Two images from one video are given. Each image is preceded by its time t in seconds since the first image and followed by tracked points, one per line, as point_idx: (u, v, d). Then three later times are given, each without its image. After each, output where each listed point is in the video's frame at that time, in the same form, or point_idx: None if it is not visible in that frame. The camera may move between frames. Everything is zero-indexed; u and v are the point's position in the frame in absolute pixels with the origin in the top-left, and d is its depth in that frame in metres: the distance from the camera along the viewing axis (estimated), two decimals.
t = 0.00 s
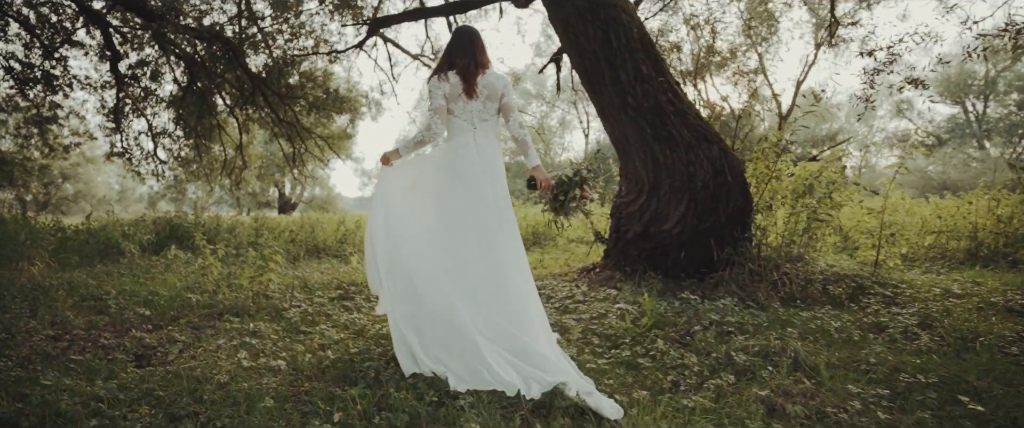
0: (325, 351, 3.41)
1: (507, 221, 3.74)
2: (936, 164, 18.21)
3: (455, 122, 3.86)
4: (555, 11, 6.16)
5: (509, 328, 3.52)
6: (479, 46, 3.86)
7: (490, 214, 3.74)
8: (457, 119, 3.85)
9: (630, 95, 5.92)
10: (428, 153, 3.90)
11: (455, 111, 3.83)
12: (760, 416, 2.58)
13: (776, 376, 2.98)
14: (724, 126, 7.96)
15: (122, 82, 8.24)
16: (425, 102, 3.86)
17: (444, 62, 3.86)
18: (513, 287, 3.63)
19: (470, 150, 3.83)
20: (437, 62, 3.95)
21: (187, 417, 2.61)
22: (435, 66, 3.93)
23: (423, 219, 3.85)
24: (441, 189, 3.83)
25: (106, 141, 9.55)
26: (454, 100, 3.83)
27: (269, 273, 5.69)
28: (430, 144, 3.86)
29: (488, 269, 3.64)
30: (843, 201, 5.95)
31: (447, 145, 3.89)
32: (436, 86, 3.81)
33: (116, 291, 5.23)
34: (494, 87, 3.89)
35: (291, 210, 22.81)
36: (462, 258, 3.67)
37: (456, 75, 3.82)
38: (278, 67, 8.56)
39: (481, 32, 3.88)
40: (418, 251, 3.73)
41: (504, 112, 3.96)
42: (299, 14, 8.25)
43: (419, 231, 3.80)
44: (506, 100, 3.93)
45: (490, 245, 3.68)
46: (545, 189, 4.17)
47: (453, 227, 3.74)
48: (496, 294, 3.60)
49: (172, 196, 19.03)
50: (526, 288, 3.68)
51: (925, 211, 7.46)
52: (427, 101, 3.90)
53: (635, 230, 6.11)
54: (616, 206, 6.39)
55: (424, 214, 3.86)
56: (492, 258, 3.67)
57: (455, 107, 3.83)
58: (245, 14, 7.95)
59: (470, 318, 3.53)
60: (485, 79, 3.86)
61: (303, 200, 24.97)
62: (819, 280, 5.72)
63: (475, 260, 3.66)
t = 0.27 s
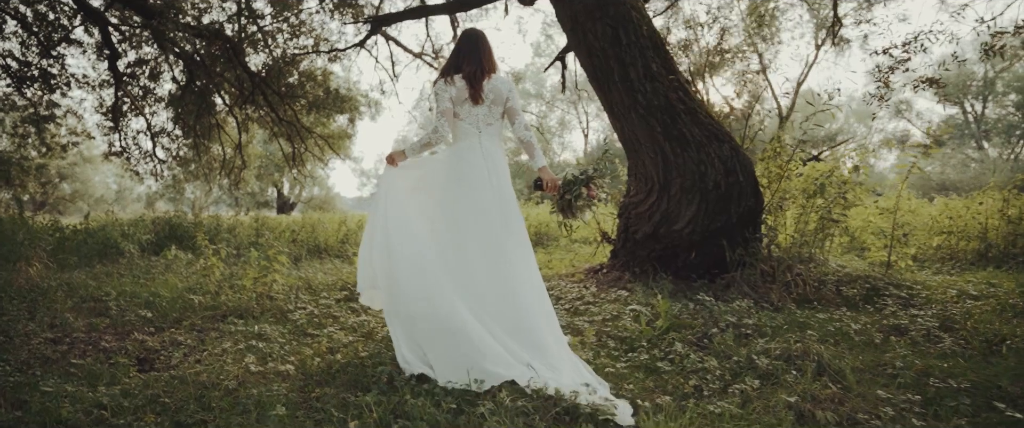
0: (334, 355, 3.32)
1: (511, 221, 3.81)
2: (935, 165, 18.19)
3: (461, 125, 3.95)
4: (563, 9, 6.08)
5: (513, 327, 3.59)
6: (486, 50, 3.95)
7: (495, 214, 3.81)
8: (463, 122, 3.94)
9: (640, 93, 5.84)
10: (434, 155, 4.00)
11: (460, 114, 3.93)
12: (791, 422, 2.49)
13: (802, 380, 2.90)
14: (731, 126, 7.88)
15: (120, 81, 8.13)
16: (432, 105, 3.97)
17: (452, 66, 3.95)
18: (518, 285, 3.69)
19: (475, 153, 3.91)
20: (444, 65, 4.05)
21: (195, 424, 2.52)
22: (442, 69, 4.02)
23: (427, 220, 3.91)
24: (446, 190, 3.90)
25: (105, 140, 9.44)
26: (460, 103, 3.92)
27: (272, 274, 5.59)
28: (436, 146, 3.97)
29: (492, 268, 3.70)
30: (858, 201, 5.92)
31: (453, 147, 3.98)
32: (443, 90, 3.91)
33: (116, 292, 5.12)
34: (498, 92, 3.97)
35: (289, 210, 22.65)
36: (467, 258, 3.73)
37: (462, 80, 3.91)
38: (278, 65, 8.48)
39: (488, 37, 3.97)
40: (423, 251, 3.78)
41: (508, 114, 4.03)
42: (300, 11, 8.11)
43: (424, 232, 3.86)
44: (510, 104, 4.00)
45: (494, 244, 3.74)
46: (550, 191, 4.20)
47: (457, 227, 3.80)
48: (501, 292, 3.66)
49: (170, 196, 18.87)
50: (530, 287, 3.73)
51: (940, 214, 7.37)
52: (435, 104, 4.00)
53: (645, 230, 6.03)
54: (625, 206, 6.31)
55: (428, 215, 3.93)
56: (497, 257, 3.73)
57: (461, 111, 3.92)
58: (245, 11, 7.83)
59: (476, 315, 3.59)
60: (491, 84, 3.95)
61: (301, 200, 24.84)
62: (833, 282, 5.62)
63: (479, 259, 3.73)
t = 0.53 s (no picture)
0: (340, 362, 3.21)
1: (513, 220, 3.74)
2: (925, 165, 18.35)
3: (460, 127, 3.91)
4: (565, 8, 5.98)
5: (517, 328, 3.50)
6: (486, 52, 3.93)
7: (496, 214, 3.74)
8: (462, 124, 3.90)
9: (644, 93, 5.76)
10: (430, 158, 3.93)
11: (460, 116, 3.89)
12: None
13: (823, 385, 2.83)
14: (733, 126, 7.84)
15: (110, 79, 7.94)
16: (431, 108, 3.93)
17: (451, 68, 3.93)
18: (520, 286, 3.61)
19: (475, 154, 3.86)
20: (443, 68, 4.02)
21: None
22: (442, 71, 3.99)
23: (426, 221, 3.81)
24: (445, 191, 3.81)
25: (94, 139, 9.23)
26: (459, 105, 3.89)
27: (270, 276, 5.46)
28: (435, 149, 3.92)
29: (494, 269, 3.61)
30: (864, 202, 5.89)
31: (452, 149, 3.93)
32: (443, 92, 3.87)
33: (107, 295, 4.97)
34: (498, 94, 3.93)
35: (281, 210, 22.40)
36: (467, 260, 3.63)
37: (462, 82, 3.88)
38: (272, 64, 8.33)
39: (488, 39, 3.95)
40: (422, 253, 3.68)
41: (508, 117, 4.00)
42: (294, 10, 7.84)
43: (423, 233, 3.76)
44: (510, 108, 3.98)
45: (495, 244, 3.66)
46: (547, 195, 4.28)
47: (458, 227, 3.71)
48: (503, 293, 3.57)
49: (159, 196, 18.58)
50: (532, 288, 3.66)
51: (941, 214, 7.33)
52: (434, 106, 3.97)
53: (649, 231, 5.96)
54: (629, 206, 6.24)
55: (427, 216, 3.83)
56: (498, 258, 3.64)
57: (460, 112, 3.88)
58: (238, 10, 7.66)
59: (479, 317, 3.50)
60: (491, 86, 3.91)
61: (294, 200, 24.59)
62: (840, 283, 5.58)
63: (480, 260, 3.63)
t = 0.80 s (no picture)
0: (340, 370, 3.10)
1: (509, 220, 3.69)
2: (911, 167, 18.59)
3: (458, 126, 3.86)
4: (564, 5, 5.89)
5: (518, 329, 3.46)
6: (483, 52, 3.91)
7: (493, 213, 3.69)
8: (459, 124, 3.85)
9: (645, 92, 5.71)
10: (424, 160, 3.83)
11: (457, 115, 3.85)
12: None
13: (840, 389, 2.79)
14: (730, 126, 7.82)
15: (93, 76, 7.71)
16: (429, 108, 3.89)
17: (449, 68, 3.89)
18: (519, 286, 3.56)
19: (471, 153, 3.80)
20: (440, 68, 3.99)
21: None
22: (439, 71, 3.96)
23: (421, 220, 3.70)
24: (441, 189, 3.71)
25: (76, 137, 8.96)
26: (457, 105, 3.86)
27: (263, 278, 5.31)
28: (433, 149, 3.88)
29: (493, 269, 3.54)
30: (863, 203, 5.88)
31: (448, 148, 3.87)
32: (441, 92, 3.85)
33: (92, 298, 4.79)
34: (496, 95, 3.92)
35: (269, 210, 22.08)
36: (465, 261, 3.55)
37: (460, 82, 3.84)
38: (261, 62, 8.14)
39: (485, 38, 3.93)
40: (419, 256, 3.58)
41: (506, 118, 4.00)
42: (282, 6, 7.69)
43: (418, 232, 3.64)
44: (507, 109, 3.99)
45: (494, 244, 3.60)
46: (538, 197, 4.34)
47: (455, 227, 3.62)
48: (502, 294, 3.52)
49: (143, 195, 18.18)
50: (530, 287, 3.62)
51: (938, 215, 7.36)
52: (431, 107, 3.93)
53: (649, 232, 5.90)
54: (628, 206, 6.17)
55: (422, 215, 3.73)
56: (497, 257, 3.59)
57: (458, 112, 3.84)
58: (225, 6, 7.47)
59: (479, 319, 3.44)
60: (489, 87, 3.89)
61: (281, 200, 24.25)
62: (841, 284, 5.56)
63: (478, 261, 3.55)
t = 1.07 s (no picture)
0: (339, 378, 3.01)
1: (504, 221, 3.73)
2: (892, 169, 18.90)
3: (454, 125, 3.87)
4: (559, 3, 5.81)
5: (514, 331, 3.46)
6: (479, 52, 3.91)
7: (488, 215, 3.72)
8: (455, 122, 3.87)
9: (643, 92, 5.67)
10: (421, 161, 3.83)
11: (454, 114, 3.85)
12: None
13: (852, 393, 2.77)
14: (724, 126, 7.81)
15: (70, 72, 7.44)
16: (425, 106, 3.87)
17: (445, 67, 3.88)
18: (514, 288, 3.59)
19: (467, 154, 3.82)
20: (436, 67, 3.97)
21: None
22: (435, 70, 3.94)
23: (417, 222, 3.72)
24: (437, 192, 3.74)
25: (52, 134, 8.66)
26: (454, 104, 3.85)
27: (252, 280, 5.16)
28: (432, 148, 3.82)
29: (488, 271, 3.56)
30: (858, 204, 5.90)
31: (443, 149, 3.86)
32: (437, 90, 3.83)
33: (70, 301, 4.58)
34: (492, 95, 3.95)
35: (252, 210, 21.66)
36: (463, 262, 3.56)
37: (456, 81, 3.85)
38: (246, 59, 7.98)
39: (481, 38, 3.93)
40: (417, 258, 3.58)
41: (502, 118, 4.03)
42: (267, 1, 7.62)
43: (414, 234, 3.66)
44: (503, 109, 4.02)
45: (489, 245, 3.63)
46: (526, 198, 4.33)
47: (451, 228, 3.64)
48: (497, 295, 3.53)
49: (122, 194, 17.69)
50: (525, 289, 3.65)
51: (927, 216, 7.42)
52: (428, 105, 3.91)
53: (646, 233, 5.86)
54: (625, 207, 6.12)
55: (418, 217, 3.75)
56: (492, 258, 3.61)
57: (454, 111, 3.84)
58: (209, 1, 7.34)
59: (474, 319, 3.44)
60: (485, 86, 3.92)
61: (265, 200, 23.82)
62: (837, 283, 5.57)
63: (474, 262, 3.58)
